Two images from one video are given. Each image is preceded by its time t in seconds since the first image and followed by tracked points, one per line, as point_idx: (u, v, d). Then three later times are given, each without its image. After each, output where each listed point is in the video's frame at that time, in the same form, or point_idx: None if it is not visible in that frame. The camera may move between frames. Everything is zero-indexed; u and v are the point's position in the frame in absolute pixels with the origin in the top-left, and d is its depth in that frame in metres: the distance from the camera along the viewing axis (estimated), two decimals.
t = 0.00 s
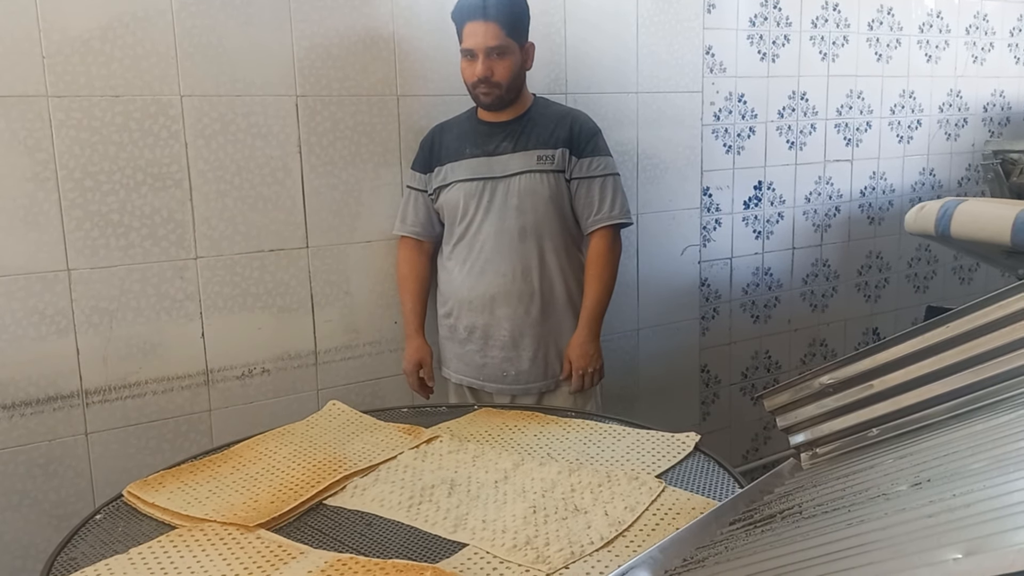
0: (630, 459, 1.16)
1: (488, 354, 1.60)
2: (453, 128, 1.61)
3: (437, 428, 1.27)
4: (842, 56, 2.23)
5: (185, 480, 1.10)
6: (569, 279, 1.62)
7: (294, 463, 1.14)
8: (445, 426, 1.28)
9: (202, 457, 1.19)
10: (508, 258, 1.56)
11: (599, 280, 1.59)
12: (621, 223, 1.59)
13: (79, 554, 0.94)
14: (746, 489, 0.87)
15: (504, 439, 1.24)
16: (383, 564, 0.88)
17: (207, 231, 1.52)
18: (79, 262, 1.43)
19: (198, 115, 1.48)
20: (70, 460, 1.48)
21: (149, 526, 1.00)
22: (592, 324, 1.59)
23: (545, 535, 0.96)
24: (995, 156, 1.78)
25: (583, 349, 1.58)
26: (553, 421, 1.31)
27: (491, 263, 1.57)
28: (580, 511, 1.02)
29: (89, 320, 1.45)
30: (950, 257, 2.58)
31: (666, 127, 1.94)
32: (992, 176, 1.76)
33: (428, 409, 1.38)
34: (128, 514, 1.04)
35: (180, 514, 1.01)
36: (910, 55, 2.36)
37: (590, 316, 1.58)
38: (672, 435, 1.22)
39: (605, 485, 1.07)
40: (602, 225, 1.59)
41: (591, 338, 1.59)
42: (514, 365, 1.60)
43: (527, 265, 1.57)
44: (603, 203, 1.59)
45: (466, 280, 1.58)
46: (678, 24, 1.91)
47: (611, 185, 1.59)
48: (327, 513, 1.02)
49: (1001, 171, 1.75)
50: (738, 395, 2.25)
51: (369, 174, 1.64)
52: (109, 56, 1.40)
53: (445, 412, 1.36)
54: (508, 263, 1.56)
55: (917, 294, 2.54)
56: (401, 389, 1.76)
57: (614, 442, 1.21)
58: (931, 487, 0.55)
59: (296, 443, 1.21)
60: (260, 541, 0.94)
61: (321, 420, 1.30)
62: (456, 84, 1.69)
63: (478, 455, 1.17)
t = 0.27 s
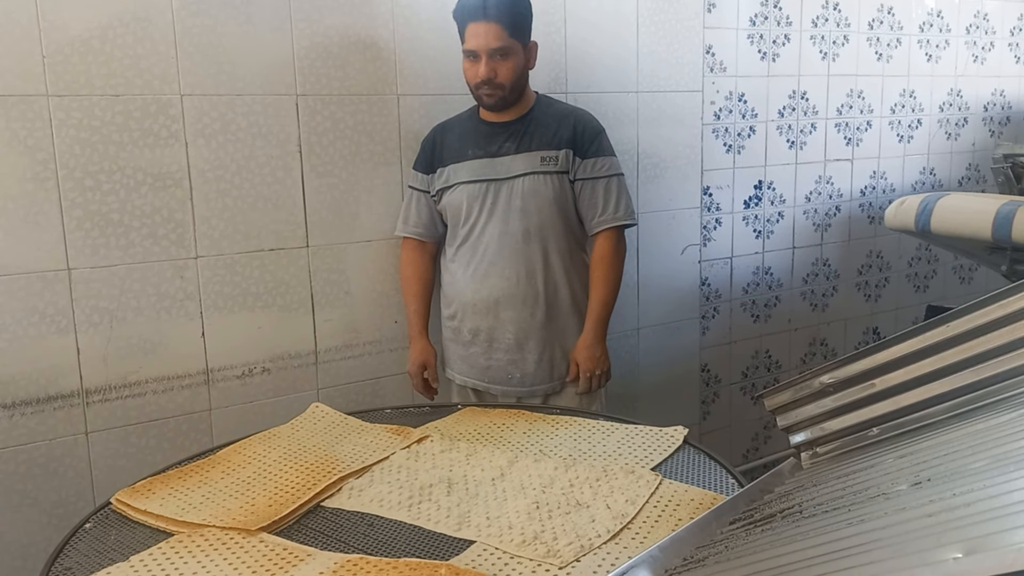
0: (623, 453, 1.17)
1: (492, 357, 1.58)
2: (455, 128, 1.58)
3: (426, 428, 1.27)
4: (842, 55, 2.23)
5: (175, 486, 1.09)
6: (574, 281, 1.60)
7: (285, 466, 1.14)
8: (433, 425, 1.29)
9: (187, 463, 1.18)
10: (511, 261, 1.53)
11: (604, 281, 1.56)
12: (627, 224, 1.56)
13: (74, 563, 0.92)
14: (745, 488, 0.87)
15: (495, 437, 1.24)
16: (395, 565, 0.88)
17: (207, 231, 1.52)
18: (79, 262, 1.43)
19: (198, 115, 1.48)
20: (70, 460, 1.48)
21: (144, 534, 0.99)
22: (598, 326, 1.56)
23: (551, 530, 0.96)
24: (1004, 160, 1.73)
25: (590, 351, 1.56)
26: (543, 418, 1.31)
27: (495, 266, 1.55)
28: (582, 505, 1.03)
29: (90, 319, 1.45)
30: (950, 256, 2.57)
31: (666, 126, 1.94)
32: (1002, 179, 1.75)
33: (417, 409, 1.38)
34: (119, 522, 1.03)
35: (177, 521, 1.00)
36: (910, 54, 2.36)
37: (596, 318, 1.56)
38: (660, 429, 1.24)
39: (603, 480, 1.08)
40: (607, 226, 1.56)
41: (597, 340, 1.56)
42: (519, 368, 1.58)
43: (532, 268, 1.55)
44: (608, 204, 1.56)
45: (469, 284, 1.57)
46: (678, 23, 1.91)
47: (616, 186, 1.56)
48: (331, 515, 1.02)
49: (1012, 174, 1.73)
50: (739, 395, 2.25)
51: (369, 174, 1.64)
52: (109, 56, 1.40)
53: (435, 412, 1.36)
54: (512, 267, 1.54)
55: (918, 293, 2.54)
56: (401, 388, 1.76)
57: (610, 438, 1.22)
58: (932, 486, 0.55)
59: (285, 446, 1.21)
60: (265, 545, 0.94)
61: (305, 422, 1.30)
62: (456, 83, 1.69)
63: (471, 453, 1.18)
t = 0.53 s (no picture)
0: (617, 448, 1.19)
1: (499, 361, 1.56)
2: (461, 125, 1.54)
3: (414, 428, 1.27)
4: (843, 54, 2.23)
5: (166, 493, 1.08)
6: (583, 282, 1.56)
7: (277, 469, 1.13)
8: (421, 425, 1.29)
9: (172, 471, 1.16)
10: (519, 265, 1.50)
11: (617, 281, 1.53)
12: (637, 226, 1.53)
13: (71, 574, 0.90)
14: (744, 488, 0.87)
15: (486, 434, 1.25)
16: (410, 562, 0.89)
17: (207, 230, 1.52)
18: (79, 261, 1.43)
19: (198, 114, 1.48)
20: (71, 459, 1.48)
21: (140, 543, 0.97)
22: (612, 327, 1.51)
23: (557, 524, 0.98)
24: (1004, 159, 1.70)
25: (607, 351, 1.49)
26: (533, 415, 1.33)
27: (502, 270, 1.52)
28: (583, 499, 1.05)
29: (90, 319, 1.45)
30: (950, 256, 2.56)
31: (666, 125, 1.94)
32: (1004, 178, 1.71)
33: (405, 409, 1.38)
34: (111, 531, 1.01)
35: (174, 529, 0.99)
36: (911, 53, 2.36)
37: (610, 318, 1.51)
38: (647, 423, 1.27)
39: (599, 474, 1.10)
40: (618, 228, 1.53)
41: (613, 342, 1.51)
42: (528, 371, 1.55)
43: (541, 272, 1.52)
44: (619, 206, 1.53)
45: (476, 288, 1.54)
46: (679, 22, 1.91)
47: (625, 188, 1.53)
48: (333, 516, 1.02)
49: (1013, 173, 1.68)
50: (739, 394, 2.25)
51: (370, 173, 1.64)
52: (109, 55, 1.40)
53: (424, 412, 1.36)
54: (520, 271, 1.51)
55: (918, 292, 2.54)
56: (402, 387, 1.76)
57: (606, 436, 1.23)
58: (931, 485, 0.55)
59: (272, 450, 1.20)
60: (269, 548, 0.93)
61: (288, 425, 1.29)
62: (456, 83, 1.69)
63: (465, 451, 1.19)
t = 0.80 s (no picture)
0: (609, 443, 1.20)
1: (506, 367, 1.52)
2: (473, 122, 1.51)
3: (403, 429, 1.27)
4: (843, 54, 2.23)
5: (158, 499, 1.06)
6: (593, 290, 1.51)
7: (270, 472, 1.12)
8: (410, 425, 1.29)
9: (159, 478, 1.14)
10: (526, 271, 1.47)
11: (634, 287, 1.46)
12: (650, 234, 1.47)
13: None
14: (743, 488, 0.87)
15: (478, 432, 1.26)
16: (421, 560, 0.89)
17: (208, 229, 1.52)
18: (79, 260, 1.43)
19: (198, 113, 1.48)
20: (71, 459, 1.48)
21: (137, 550, 0.96)
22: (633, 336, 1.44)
23: (562, 519, 0.99)
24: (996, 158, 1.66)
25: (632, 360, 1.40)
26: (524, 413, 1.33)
27: (508, 274, 1.48)
28: (584, 494, 1.06)
29: (90, 318, 1.45)
30: (951, 253, 2.56)
31: (667, 124, 1.94)
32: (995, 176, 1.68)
33: (394, 409, 1.38)
34: (104, 540, 0.98)
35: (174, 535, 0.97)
36: (911, 52, 2.36)
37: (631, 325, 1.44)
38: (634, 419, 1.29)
39: (595, 469, 1.11)
40: (631, 236, 1.47)
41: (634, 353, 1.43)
42: (535, 379, 1.51)
43: (549, 277, 1.48)
44: (632, 212, 1.47)
45: (483, 293, 1.51)
46: (679, 21, 1.91)
47: (638, 194, 1.47)
48: (336, 517, 1.02)
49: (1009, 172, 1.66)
50: (739, 393, 2.25)
51: (370, 172, 1.64)
52: (109, 54, 1.40)
53: (415, 412, 1.36)
54: (526, 278, 1.47)
55: (918, 291, 2.54)
56: (402, 387, 1.76)
57: (604, 432, 1.25)
58: (932, 485, 0.55)
59: (261, 453, 1.19)
60: (273, 550, 0.93)
61: (273, 428, 1.28)
62: (456, 82, 1.68)
63: (459, 450, 1.19)
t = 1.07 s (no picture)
0: (601, 440, 1.22)
1: (506, 373, 1.53)
2: (488, 121, 1.50)
3: (393, 429, 1.27)
4: (843, 53, 2.23)
5: (151, 506, 1.04)
6: (599, 303, 1.50)
7: (263, 476, 1.11)
8: (399, 425, 1.29)
9: (146, 485, 1.11)
10: (530, 281, 1.47)
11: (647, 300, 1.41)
12: (659, 250, 1.42)
13: None
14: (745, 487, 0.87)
15: (470, 431, 1.26)
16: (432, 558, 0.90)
17: (208, 229, 1.52)
18: (79, 260, 1.43)
19: (198, 113, 1.48)
20: (72, 458, 1.48)
21: (135, 558, 0.94)
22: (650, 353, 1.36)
23: (565, 515, 1.00)
24: (994, 153, 1.75)
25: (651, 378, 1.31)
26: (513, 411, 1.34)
27: (511, 283, 1.49)
28: (584, 489, 1.07)
29: (91, 317, 1.45)
30: (951, 253, 2.57)
31: (667, 124, 1.94)
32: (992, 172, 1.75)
33: (382, 409, 1.37)
34: (99, 548, 0.96)
35: (173, 541, 0.96)
36: (911, 52, 2.36)
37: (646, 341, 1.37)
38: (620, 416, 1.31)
39: (591, 465, 1.13)
40: (640, 250, 1.42)
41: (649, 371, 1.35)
42: (535, 386, 1.51)
43: (553, 289, 1.47)
44: (640, 226, 1.43)
45: (487, 298, 1.52)
46: (679, 21, 1.91)
47: (648, 208, 1.43)
48: (337, 518, 1.02)
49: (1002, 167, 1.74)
50: (739, 392, 2.25)
51: (369, 172, 1.64)
52: (109, 54, 1.40)
53: (404, 412, 1.35)
54: (529, 288, 1.47)
55: (918, 290, 2.54)
56: (402, 386, 1.76)
57: (599, 428, 1.27)
58: (931, 485, 0.55)
59: (252, 458, 1.17)
60: (278, 553, 0.92)
61: (258, 432, 1.26)
62: (456, 81, 1.68)
63: (452, 448, 1.19)
